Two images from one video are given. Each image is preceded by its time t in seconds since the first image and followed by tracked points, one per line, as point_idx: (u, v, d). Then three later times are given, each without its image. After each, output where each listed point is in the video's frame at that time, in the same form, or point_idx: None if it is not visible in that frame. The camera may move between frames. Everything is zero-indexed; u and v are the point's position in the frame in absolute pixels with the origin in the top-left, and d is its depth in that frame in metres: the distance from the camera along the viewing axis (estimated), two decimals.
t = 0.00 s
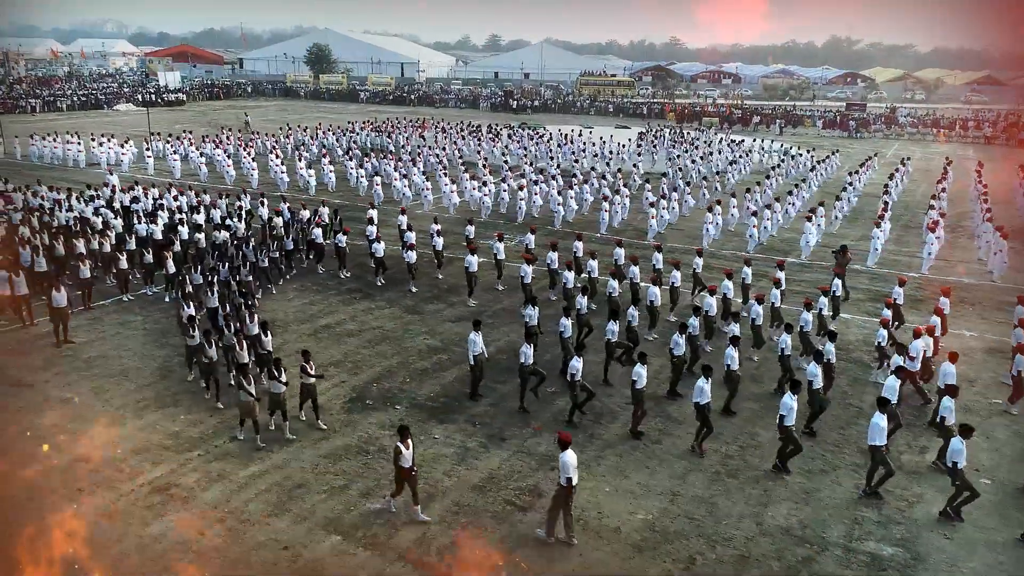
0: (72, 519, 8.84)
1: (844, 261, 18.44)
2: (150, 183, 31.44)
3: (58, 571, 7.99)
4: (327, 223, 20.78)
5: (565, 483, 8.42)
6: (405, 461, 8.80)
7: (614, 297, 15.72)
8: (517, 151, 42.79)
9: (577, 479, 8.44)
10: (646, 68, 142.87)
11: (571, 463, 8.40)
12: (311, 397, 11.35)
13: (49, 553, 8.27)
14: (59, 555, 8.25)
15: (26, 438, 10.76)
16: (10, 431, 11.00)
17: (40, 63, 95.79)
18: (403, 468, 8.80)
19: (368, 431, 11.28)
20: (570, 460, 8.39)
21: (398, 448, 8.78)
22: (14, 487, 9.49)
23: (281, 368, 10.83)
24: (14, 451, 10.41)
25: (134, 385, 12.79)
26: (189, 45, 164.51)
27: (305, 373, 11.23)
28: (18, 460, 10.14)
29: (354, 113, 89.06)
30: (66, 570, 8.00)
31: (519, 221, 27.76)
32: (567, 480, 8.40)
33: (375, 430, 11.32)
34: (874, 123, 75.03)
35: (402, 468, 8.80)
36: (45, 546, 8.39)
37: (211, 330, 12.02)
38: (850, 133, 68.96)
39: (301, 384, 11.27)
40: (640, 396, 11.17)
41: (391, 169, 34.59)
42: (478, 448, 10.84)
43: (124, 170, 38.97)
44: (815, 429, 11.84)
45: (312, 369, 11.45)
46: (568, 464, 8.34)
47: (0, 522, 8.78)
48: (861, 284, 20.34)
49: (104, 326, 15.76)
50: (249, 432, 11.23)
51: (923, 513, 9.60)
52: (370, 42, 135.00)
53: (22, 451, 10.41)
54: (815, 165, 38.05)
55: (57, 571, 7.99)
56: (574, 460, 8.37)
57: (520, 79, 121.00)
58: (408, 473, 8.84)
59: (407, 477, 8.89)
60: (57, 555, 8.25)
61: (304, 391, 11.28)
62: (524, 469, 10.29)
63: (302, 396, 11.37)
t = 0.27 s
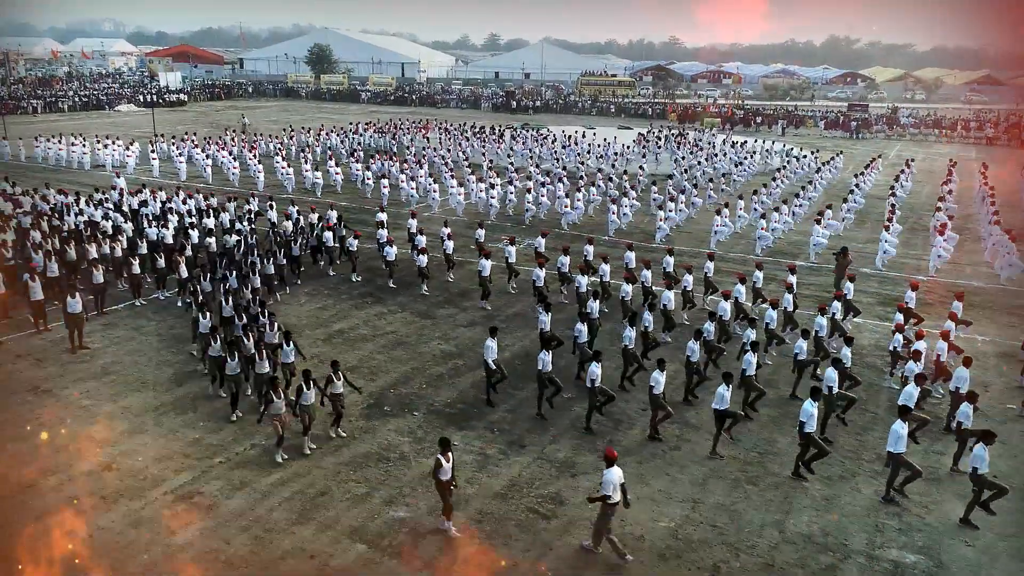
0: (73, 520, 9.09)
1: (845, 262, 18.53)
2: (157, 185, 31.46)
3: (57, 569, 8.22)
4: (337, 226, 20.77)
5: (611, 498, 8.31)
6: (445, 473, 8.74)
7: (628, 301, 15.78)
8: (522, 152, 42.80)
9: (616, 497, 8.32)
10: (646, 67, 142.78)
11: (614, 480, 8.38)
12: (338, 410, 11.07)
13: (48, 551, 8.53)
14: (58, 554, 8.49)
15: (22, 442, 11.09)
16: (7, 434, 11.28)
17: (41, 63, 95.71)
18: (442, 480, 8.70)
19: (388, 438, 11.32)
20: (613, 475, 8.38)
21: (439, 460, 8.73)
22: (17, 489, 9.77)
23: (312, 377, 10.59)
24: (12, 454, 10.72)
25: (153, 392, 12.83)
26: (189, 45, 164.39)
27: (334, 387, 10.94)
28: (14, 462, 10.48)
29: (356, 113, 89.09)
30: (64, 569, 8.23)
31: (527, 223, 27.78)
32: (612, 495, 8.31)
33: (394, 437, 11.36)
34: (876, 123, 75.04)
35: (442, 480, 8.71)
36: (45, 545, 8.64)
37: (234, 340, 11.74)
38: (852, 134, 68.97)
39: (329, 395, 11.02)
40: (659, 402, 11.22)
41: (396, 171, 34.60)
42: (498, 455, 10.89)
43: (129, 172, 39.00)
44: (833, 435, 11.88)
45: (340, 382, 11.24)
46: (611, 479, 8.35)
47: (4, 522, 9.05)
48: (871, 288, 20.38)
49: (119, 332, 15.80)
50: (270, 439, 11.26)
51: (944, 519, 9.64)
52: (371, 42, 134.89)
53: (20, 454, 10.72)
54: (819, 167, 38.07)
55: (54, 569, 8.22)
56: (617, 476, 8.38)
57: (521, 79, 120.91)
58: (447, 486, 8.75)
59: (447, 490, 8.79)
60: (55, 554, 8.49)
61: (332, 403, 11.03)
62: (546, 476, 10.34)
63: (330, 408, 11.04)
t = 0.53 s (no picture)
0: (73, 520, 9.27)
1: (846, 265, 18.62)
2: (164, 188, 31.49)
3: (56, 569, 8.40)
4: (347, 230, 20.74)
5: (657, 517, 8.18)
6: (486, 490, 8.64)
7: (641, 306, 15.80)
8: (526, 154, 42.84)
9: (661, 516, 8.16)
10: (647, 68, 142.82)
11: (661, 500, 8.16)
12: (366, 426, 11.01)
13: (48, 550, 8.72)
14: (57, 553, 8.67)
15: (25, 441, 11.29)
16: (7, 433, 11.50)
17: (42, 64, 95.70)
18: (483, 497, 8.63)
19: (407, 444, 11.35)
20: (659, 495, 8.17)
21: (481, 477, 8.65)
22: (18, 488, 9.97)
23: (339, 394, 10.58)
24: (12, 454, 10.92)
25: (170, 398, 12.86)
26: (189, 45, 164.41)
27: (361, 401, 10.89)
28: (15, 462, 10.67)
29: (358, 114, 89.11)
30: (62, 569, 8.41)
31: (533, 226, 27.81)
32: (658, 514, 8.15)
33: (413, 443, 11.39)
34: (878, 124, 75.10)
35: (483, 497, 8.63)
36: (45, 544, 8.84)
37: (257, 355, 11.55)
38: (854, 134, 69.06)
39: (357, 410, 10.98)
40: (677, 410, 11.24)
41: (402, 173, 34.62)
42: (518, 462, 10.92)
43: (134, 174, 39.04)
44: (850, 442, 11.91)
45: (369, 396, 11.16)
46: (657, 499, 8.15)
47: (5, 521, 9.23)
48: (880, 291, 20.42)
49: (132, 337, 15.82)
50: (289, 446, 11.28)
51: (964, 527, 9.68)
52: (371, 42, 134.85)
53: (22, 453, 10.92)
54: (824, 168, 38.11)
55: (53, 569, 8.40)
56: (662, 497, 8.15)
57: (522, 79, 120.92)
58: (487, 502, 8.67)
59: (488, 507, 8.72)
60: (55, 554, 8.67)
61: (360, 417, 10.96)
62: (566, 483, 10.37)
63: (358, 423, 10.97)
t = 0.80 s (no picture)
0: (72, 520, 9.45)
1: (845, 268, 18.74)
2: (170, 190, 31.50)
3: (53, 568, 8.56)
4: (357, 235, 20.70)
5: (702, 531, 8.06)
6: (527, 505, 8.51)
7: (654, 309, 15.85)
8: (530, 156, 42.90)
9: (708, 531, 8.04)
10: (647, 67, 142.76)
11: (709, 514, 7.99)
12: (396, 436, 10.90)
13: (46, 551, 8.88)
14: (57, 553, 8.83)
15: (28, 440, 11.55)
16: (9, 433, 11.73)
17: (43, 65, 95.69)
18: (524, 511, 8.52)
19: (426, 450, 11.39)
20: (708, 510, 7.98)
21: (521, 490, 8.54)
22: (18, 488, 10.20)
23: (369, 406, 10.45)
24: (15, 452, 11.17)
25: (187, 404, 12.88)
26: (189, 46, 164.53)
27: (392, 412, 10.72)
28: (17, 462, 10.91)
29: (359, 115, 89.08)
30: (61, 568, 8.57)
31: (540, 228, 27.84)
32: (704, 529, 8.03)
33: (432, 449, 11.44)
34: (880, 125, 75.09)
35: (524, 512, 8.51)
36: (43, 544, 9.01)
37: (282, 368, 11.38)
38: (856, 135, 69.14)
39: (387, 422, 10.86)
40: (695, 415, 11.31)
41: (407, 175, 34.63)
42: (537, 468, 10.96)
43: (139, 176, 39.06)
44: (868, 448, 11.94)
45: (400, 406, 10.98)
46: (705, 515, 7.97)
47: (6, 521, 9.46)
48: (891, 295, 20.42)
49: (146, 341, 15.85)
50: (309, 454, 11.31)
51: (984, 534, 9.73)
52: (372, 42, 134.77)
53: (24, 452, 11.16)
54: (829, 170, 38.15)
55: (50, 568, 8.56)
56: (712, 512, 7.96)
57: (523, 79, 120.87)
58: (528, 517, 8.55)
59: (529, 522, 8.62)
60: (52, 554, 8.83)
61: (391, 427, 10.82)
62: (587, 490, 10.40)
63: (388, 432, 10.85)
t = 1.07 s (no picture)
0: (72, 521, 9.65)
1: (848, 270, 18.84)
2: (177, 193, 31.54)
3: (55, 567, 8.76)
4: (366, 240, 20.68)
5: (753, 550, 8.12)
6: (574, 524, 8.34)
7: (667, 315, 15.86)
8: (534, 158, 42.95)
9: (762, 550, 8.10)
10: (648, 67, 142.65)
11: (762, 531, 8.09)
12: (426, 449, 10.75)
13: (48, 550, 9.08)
14: (58, 553, 9.04)
15: (30, 440, 11.74)
16: (10, 433, 11.94)
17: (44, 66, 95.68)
18: (569, 531, 8.35)
19: (445, 457, 11.43)
20: (759, 526, 8.08)
21: (565, 507, 8.41)
22: (19, 488, 10.42)
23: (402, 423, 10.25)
24: (16, 452, 11.37)
25: (205, 410, 12.90)
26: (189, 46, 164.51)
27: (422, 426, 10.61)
28: (18, 461, 11.10)
29: (361, 115, 89.07)
30: (62, 567, 8.77)
31: (547, 231, 27.89)
32: (756, 547, 8.10)
33: (451, 456, 11.48)
34: (882, 125, 75.08)
35: (570, 531, 8.34)
36: (45, 543, 9.21)
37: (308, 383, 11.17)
38: (859, 136, 69.13)
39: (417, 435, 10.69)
40: (714, 422, 11.33)
41: (413, 178, 34.68)
42: (557, 474, 11.00)
43: (144, 178, 39.10)
44: (884, 454, 11.98)
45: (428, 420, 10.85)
46: (758, 532, 8.03)
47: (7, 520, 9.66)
48: (900, 298, 20.48)
49: (160, 347, 15.89)
50: (328, 460, 11.34)
51: (1005, 541, 9.76)
52: (373, 42, 134.69)
53: (41, 457, 11.23)
54: (834, 171, 38.20)
55: (52, 567, 8.76)
56: (766, 528, 8.05)
57: (524, 79, 120.78)
58: (575, 536, 8.37)
59: (575, 542, 8.43)
60: (54, 553, 9.03)
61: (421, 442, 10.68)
62: (607, 497, 10.44)
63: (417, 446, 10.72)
